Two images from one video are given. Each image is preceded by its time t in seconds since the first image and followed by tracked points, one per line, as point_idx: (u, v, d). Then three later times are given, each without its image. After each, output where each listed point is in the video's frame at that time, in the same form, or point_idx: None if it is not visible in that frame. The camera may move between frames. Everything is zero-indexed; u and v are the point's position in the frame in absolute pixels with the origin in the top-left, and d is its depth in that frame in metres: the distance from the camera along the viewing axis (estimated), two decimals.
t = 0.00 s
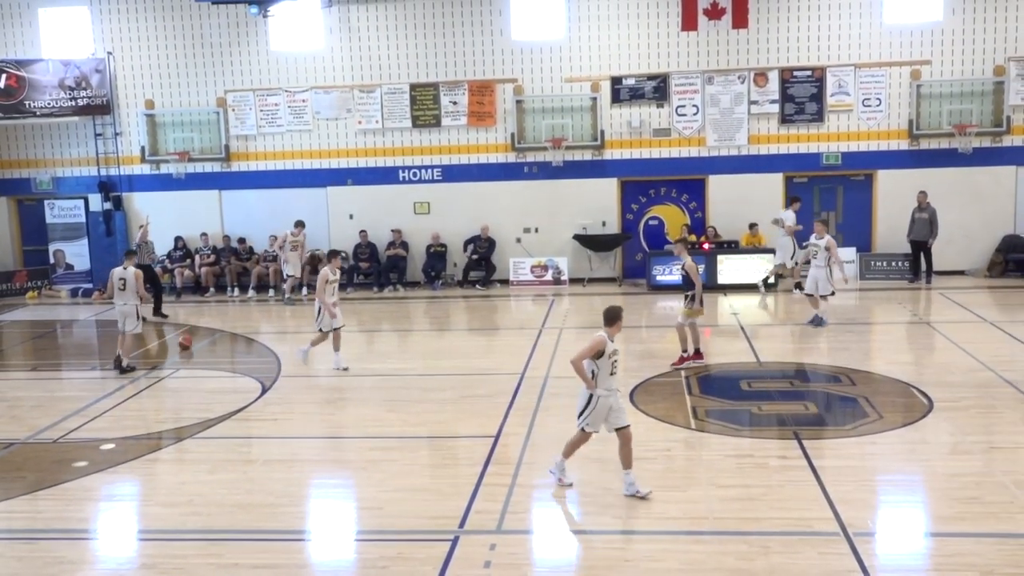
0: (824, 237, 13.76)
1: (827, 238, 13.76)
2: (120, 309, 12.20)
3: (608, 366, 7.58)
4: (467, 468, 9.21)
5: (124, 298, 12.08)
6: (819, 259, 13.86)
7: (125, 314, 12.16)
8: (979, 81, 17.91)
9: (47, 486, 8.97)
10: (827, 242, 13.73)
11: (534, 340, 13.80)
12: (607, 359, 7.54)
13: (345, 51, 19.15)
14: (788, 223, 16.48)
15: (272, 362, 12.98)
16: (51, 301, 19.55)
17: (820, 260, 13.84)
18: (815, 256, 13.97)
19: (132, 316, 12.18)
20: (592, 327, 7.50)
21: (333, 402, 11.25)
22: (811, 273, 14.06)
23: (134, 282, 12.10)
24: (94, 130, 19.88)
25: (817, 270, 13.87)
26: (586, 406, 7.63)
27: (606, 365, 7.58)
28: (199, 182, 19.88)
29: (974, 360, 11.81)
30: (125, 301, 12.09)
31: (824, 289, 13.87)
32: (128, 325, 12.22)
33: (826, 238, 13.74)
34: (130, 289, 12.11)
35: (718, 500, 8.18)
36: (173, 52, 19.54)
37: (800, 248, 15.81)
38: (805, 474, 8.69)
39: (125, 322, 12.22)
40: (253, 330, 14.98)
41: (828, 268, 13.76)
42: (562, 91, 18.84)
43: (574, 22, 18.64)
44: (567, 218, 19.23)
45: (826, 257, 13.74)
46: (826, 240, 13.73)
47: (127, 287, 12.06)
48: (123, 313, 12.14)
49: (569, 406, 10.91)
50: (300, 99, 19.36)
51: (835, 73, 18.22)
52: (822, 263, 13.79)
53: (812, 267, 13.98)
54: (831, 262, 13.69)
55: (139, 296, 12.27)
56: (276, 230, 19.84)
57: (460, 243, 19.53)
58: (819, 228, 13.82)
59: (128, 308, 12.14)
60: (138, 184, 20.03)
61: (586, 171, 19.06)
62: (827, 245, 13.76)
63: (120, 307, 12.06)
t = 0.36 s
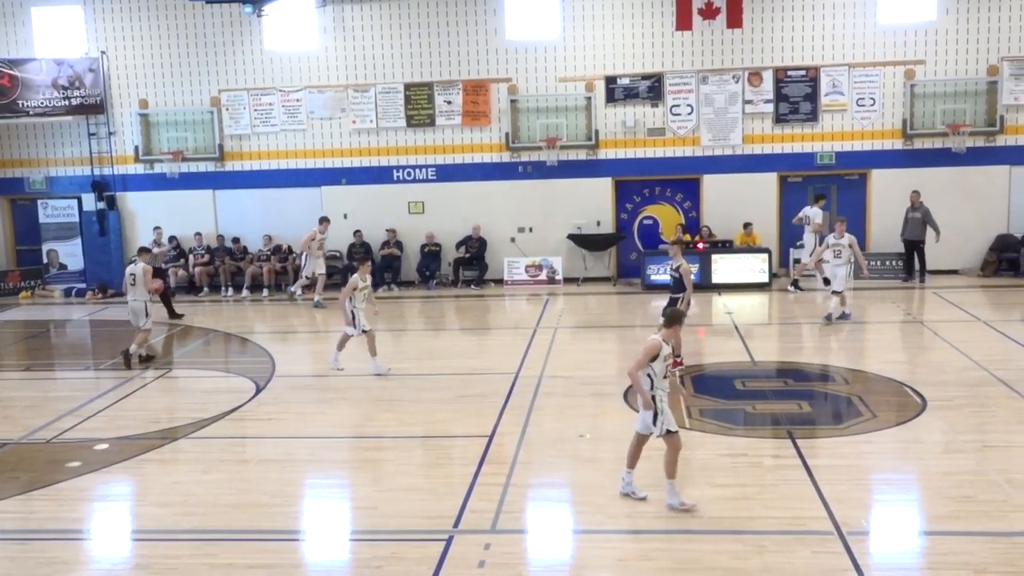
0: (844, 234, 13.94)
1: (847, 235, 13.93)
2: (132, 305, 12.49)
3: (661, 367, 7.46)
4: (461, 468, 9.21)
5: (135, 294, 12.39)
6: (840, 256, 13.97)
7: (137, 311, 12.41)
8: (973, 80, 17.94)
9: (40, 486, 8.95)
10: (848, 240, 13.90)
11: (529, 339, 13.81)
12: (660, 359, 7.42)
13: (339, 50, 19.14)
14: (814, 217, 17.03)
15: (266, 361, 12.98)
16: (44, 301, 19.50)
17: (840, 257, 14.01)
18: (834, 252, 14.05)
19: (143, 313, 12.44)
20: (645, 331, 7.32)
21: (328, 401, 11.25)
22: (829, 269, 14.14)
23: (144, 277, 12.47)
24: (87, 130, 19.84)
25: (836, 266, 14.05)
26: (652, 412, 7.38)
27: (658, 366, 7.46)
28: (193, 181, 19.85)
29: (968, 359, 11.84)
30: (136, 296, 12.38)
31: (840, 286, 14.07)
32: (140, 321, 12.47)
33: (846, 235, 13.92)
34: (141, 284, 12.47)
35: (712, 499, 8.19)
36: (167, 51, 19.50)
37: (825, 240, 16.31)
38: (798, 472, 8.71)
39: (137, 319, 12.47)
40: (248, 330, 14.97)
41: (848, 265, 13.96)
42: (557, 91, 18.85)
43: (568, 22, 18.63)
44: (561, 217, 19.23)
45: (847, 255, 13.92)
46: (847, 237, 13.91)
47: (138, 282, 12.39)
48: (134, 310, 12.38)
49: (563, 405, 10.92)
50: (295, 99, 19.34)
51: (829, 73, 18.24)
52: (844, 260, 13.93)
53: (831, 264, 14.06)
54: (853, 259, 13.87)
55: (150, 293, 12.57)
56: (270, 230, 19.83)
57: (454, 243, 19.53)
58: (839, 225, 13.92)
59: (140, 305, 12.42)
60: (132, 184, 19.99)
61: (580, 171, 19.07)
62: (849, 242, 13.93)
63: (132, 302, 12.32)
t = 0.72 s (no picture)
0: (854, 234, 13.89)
1: (857, 236, 13.87)
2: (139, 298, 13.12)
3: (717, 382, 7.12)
4: (443, 469, 9.20)
5: (138, 292, 12.95)
6: (849, 257, 14.01)
7: (141, 307, 13.04)
8: (952, 81, 18.07)
9: (20, 489, 8.88)
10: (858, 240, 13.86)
11: (511, 339, 13.82)
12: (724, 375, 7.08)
13: (321, 51, 19.09)
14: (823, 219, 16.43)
15: (248, 363, 12.94)
16: (23, 303, 19.36)
17: (850, 258, 14.03)
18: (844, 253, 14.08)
19: (144, 309, 13.01)
20: (734, 354, 6.80)
21: (310, 402, 11.23)
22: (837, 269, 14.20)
23: (146, 276, 12.83)
24: (67, 130, 19.72)
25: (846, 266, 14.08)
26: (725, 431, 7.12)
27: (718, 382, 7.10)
28: (174, 182, 19.75)
29: (948, 357, 11.92)
30: (139, 294, 12.95)
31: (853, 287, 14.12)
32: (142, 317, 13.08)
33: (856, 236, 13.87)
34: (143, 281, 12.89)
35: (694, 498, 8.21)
36: (147, 52, 19.41)
37: (839, 246, 15.72)
38: (780, 471, 8.75)
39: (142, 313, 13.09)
40: (230, 331, 14.91)
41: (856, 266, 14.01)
42: (539, 91, 18.86)
43: (551, 23, 18.66)
44: (544, 218, 19.25)
45: (855, 257, 13.92)
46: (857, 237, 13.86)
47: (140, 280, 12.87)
48: (138, 305, 13.03)
49: (546, 405, 10.93)
50: (276, 99, 19.27)
51: (810, 73, 18.33)
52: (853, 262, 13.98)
53: (841, 264, 14.12)
54: (861, 262, 13.91)
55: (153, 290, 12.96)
56: (253, 231, 19.77)
57: (437, 243, 19.51)
58: (849, 226, 13.88)
59: (142, 301, 12.98)
60: (112, 184, 19.89)
61: (563, 171, 19.09)
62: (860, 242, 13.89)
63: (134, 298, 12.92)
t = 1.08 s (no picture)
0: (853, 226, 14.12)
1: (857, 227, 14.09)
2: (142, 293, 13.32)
3: (789, 384, 6.67)
4: (411, 470, 9.18)
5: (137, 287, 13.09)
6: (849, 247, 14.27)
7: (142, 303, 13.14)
8: (914, 82, 18.28)
9: None
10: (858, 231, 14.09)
11: (479, 340, 13.81)
12: (796, 376, 6.64)
13: (287, 51, 18.98)
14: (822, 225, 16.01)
15: (213, 365, 12.84)
16: None
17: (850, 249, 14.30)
18: (844, 242, 14.37)
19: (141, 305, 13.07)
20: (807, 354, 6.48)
21: (276, 405, 11.16)
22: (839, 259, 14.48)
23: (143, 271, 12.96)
24: (27, 130, 19.44)
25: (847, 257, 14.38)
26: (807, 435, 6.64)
27: (790, 383, 6.65)
28: (137, 183, 19.53)
29: (910, 356, 12.07)
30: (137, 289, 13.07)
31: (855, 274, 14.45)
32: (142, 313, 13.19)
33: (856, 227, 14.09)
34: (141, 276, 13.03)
35: (661, 497, 8.25)
36: (109, 51, 19.19)
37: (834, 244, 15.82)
38: (745, 469, 8.81)
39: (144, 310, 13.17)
40: (196, 333, 14.77)
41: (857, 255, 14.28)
42: (505, 92, 18.86)
43: (516, 23, 18.66)
44: (510, 219, 19.26)
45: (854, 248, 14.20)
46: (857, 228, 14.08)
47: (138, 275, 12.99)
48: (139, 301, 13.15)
49: (513, 406, 10.94)
50: (240, 100, 19.13)
51: (774, 75, 18.48)
52: (852, 251, 14.24)
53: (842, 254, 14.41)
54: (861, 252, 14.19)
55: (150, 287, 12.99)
56: (218, 232, 19.61)
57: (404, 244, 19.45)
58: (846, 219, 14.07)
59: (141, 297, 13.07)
60: (73, 185, 19.64)
61: (529, 172, 19.11)
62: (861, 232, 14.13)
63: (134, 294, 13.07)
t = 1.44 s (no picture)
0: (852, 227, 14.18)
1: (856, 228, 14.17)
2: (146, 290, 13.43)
3: (863, 387, 6.68)
4: (375, 472, 9.13)
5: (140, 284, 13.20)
6: (847, 249, 14.27)
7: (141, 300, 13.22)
8: (872, 82, 18.51)
9: None
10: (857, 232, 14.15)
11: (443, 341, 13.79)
12: (870, 380, 6.60)
13: (249, 51, 18.85)
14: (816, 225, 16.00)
15: (175, 369, 12.71)
16: None
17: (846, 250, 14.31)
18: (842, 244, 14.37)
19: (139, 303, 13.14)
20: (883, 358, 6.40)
21: (239, 408, 11.07)
22: (838, 257, 14.57)
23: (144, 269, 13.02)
24: None
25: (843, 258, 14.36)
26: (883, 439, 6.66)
27: (866, 386, 6.63)
28: (96, 185, 19.29)
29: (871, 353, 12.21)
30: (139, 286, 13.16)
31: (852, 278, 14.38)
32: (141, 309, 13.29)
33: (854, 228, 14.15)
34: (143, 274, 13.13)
35: (625, 496, 8.27)
36: (66, 52, 18.95)
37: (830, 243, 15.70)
38: (707, 467, 8.86)
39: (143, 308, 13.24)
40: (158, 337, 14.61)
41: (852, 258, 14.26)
42: (468, 92, 18.86)
43: (479, 23, 18.66)
44: (474, 219, 19.24)
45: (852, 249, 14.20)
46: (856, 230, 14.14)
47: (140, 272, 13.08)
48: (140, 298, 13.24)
49: (478, 407, 10.93)
50: (201, 100, 18.96)
51: (735, 75, 18.62)
52: (851, 253, 14.25)
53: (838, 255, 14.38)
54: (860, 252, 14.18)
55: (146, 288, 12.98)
56: (179, 234, 19.42)
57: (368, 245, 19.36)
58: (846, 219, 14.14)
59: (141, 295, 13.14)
60: (30, 187, 19.37)
61: (492, 172, 19.12)
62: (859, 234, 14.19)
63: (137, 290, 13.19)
